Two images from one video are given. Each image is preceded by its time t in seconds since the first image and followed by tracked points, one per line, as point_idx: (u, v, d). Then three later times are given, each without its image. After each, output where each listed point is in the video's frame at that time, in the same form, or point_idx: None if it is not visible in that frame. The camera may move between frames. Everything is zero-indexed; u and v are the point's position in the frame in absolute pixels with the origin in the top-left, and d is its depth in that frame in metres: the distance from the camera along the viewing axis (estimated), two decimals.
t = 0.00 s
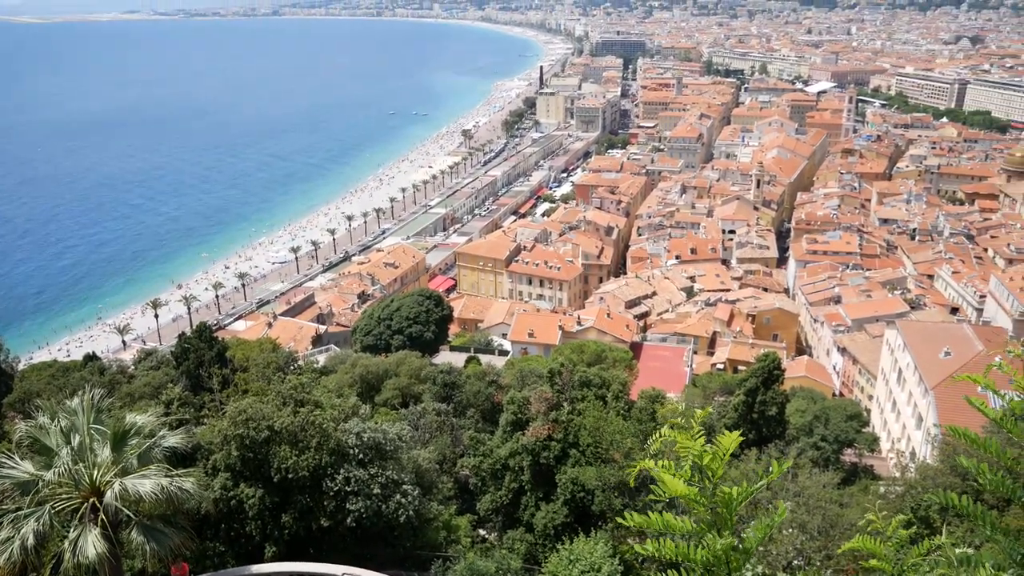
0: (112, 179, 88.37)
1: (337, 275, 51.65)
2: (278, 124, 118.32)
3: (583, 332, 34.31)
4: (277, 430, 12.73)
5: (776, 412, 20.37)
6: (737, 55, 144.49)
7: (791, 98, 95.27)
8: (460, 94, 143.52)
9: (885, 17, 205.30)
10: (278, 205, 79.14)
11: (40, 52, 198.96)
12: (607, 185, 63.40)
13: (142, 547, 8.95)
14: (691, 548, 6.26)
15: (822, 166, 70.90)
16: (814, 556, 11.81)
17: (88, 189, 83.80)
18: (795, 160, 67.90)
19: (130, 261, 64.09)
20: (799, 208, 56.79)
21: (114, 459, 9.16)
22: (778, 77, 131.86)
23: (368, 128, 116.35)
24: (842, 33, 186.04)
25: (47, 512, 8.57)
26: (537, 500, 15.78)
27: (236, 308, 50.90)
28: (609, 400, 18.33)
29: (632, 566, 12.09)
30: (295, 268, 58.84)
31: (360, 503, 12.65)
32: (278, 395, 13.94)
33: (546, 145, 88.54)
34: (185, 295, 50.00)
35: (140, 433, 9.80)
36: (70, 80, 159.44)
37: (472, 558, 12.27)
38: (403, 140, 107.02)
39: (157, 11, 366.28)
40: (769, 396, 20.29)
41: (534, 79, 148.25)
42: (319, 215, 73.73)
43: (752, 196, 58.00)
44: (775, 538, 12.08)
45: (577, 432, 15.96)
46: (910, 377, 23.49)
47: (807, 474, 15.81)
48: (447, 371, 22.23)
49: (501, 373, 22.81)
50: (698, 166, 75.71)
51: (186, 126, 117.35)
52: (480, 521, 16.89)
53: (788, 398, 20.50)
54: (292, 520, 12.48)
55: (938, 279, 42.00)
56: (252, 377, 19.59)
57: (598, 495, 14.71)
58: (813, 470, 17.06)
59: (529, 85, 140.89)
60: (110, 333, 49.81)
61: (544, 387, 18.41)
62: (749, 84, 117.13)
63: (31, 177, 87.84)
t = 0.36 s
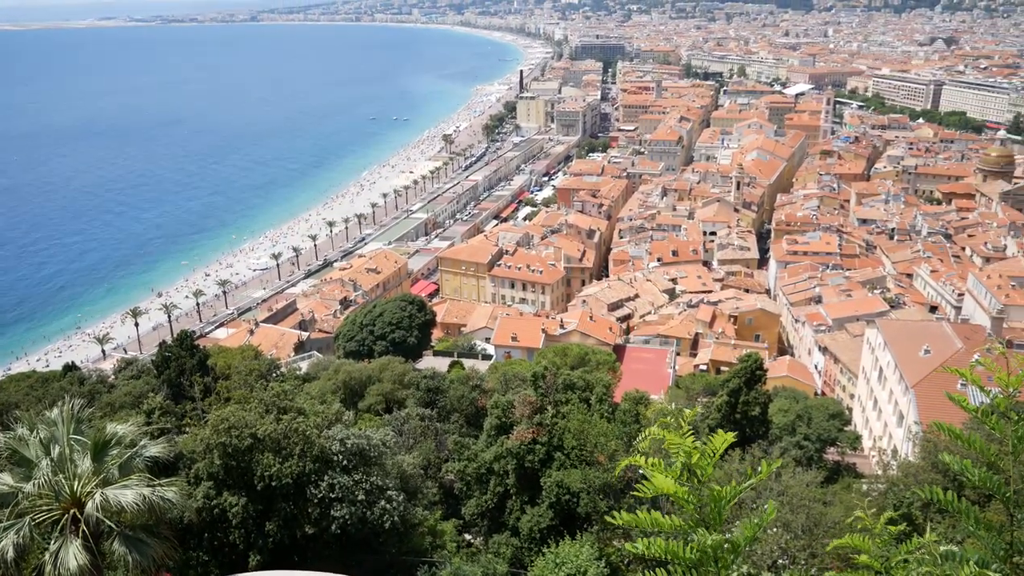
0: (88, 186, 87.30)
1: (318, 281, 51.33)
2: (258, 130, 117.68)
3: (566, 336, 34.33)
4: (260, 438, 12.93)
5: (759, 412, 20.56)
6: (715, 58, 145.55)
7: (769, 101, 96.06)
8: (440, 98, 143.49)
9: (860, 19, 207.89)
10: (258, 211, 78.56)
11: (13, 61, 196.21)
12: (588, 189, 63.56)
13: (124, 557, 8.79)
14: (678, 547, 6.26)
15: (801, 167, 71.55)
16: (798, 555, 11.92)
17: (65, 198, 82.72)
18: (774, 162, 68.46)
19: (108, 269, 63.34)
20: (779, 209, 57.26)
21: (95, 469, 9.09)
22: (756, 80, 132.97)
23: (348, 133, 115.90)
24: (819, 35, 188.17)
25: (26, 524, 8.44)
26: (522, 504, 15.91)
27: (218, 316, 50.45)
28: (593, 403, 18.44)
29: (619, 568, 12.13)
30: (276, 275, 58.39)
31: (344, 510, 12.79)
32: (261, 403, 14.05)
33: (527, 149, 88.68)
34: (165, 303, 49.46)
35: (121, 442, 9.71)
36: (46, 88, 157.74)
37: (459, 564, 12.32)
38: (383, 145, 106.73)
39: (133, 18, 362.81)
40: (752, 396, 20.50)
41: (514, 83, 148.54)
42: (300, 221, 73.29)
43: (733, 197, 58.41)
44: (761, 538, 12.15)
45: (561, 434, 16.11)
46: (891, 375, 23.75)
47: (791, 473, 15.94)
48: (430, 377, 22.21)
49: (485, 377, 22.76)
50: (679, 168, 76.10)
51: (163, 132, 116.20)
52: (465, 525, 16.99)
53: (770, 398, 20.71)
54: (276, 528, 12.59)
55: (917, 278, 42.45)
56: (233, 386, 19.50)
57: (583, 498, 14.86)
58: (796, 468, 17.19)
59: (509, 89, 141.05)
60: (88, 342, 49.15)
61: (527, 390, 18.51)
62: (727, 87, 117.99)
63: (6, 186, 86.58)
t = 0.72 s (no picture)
0: (67, 195, 86.30)
1: (301, 289, 51.01)
2: (238, 137, 117.07)
3: (551, 340, 34.33)
4: (243, 447, 12.93)
5: (744, 414, 20.71)
6: (695, 62, 146.70)
7: (749, 104, 96.92)
8: (422, 104, 143.43)
9: (838, 23, 210.36)
10: (239, 219, 78.02)
11: None
12: (571, 193, 63.70)
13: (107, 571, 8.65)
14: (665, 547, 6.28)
15: (781, 169, 72.16)
16: (784, 556, 12.03)
17: (43, 207, 81.69)
18: (755, 165, 69.02)
19: (88, 279, 62.64)
20: (760, 212, 57.71)
21: (76, 481, 8.99)
22: (736, 83, 134.11)
23: (329, 140, 115.52)
24: (797, 39, 190.18)
25: (8, 537, 8.32)
26: (509, 510, 16.19)
27: (200, 324, 49.97)
28: (579, 407, 18.53)
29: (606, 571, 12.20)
30: (259, 282, 57.98)
31: (329, 518, 12.83)
32: (245, 412, 14.03)
33: (509, 154, 88.80)
34: (146, 312, 48.93)
35: (102, 454, 9.62)
36: (23, 97, 155.87)
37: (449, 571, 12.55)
38: (365, 151, 106.48)
39: (112, 25, 359.73)
40: (736, 398, 20.67)
41: (495, 88, 148.79)
42: (282, 229, 72.87)
43: (714, 201, 58.83)
44: (747, 540, 12.24)
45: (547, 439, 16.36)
46: (873, 375, 23.98)
47: (775, 474, 16.06)
48: (415, 383, 22.18)
49: (470, 382, 22.70)
50: (660, 172, 76.52)
51: (143, 141, 115.24)
52: (452, 532, 17.19)
53: (754, 400, 20.87)
54: (262, 537, 12.64)
55: (898, 278, 42.92)
56: (217, 394, 19.38)
57: (569, 502, 15.08)
58: (781, 469, 17.32)
59: (490, 94, 141.30)
60: (69, 353, 48.51)
61: (512, 395, 18.60)
62: (707, 91, 118.88)
63: None
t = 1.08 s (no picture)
0: (43, 206, 85.25)
1: (283, 298, 50.68)
2: (218, 146, 116.30)
3: (535, 346, 34.34)
4: (226, 458, 12.90)
5: (728, 417, 20.87)
6: (674, 68, 147.86)
7: (729, 109, 97.83)
8: (403, 111, 143.39)
9: (814, 28, 212.83)
10: (220, 228, 77.45)
11: None
12: (553, 199, 63.81)
13: None
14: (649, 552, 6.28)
15: (761, 173, 72.77)
16: (770, 557, 12.10)
17: (19, 218, 80.58)
18: (735, 169, 69.57)
19: (66, 290, 61.89)
20: (741, 215, 58.15)
21: (56, 495, 8.89)
22: (716, 88, 135.31)
23: (309, 148, 115.10)
24: (775, 44, 192.19)
25: None
26: (494, 517, 16.47)
27: (181, 335, 49.49)
28: (564, 413, 18.59)
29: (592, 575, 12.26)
30: (240, 292, 57.54)
31: (315, 529, 12.83)
32: (228, 422, 14.01)
33: (491, 161, 88.85)
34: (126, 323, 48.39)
35: (82, 466, 9.50)
36: None
37: None
38: (346, 159, 106.13)
39: (89, 35, 356.88)
40: (719, 401, 20.81)
41: (476, 95, 148.99)
42: (263, 238, 72.36)
43: (695, 205, 59.23)
44: (732, 542, 12.30)
45: (532, 445, 16.61)
46: (855, 376, 24.17)
47: (759, 476, 16.16)
48: (399, 391, 22.10)
49: (454, 390, 22.63)
50: (642, 177, 76.94)
51: (121, 151, 114.13)
52: (438, 540, 17.41)
53: (738, 402, 21.00)
54: (246, 549, 12.65)
55: (877, 280, 43.39)
56: (199, 405, 19.24)
57: (555, 508, 15.34)
58: (765, 471, 17.44)
59: (471, 101, 141.45)
60: (47, 366, 47.85)
61: (497, 402, 18.64)
62: (687, 96, 119.74)
63: None
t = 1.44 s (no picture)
0: (19, 215, 84.12)
1: (264, 305, 50.29)
2: (197, 153, 115.39)
3: (518, 350, 34.29)
4: (209, 467, 12.98)
5: (711, 418, 20.98)
6: (654, 71, 148.72)
7: (708, 111, 98.54)
8: (384, 117, 143.10)
9: (792, 31, 214.76)
10: (200, 236, 76.81)
11: None
12: (534, 203, 63.86)
13: None
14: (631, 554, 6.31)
15: (741, 175, 73.31)
16: (754, 557, 12.20)
17: None
18: (715, 171, 70.03)
19: (44, 300, 61.09)
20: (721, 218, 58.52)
21: (36, 507, 8.75)
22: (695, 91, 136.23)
23: (289, 154, 114.50)
24: (753, 46, 193.76)
25: None
26: (480, 521, 16.74)
27: (162, 344, 48.97)
28: (548, 417, 18.63)
29: None
30: (221, 300, 57.02)
31: (299, 537, 12.77)
32: (211, 431, 14.06)
33: (472, 165, 88.79)
34: (106, 332, 47.77)
35: (61, 479, 9.34)
36: None
37: None
38: (326, 165, 105.65)
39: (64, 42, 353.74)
40: (703, 402, 20.91)
41: (456, 99, 148.87)
42: (244, 245, 71.79)
43: (676, 207, 59.53)
44: (716, 542, 12.32)
45: (517, 449, 16.92)
46: (837, 376, 24.37)
47: (743, 476, 16.24)
48: (383, 397, 22.01)
49: (438, 395, 22.56)
50: (623, 180, 77.21)
51: (98, 158, 112.91)
52: (424, 546, 17.65)
53: (721, 404, 21.12)
54: (229, 558, 12.72)
55: (857, 280, 43.79)
56: (181, 415, 19.10)
57: (541, 511, 15.69)
58: (749, 471, 17.53)
59: (451, 106, 141.36)
60: (25, 376, 47.13)
61: (481, 407, 18.72)
62: (667, 99, 120.39)
63: None
